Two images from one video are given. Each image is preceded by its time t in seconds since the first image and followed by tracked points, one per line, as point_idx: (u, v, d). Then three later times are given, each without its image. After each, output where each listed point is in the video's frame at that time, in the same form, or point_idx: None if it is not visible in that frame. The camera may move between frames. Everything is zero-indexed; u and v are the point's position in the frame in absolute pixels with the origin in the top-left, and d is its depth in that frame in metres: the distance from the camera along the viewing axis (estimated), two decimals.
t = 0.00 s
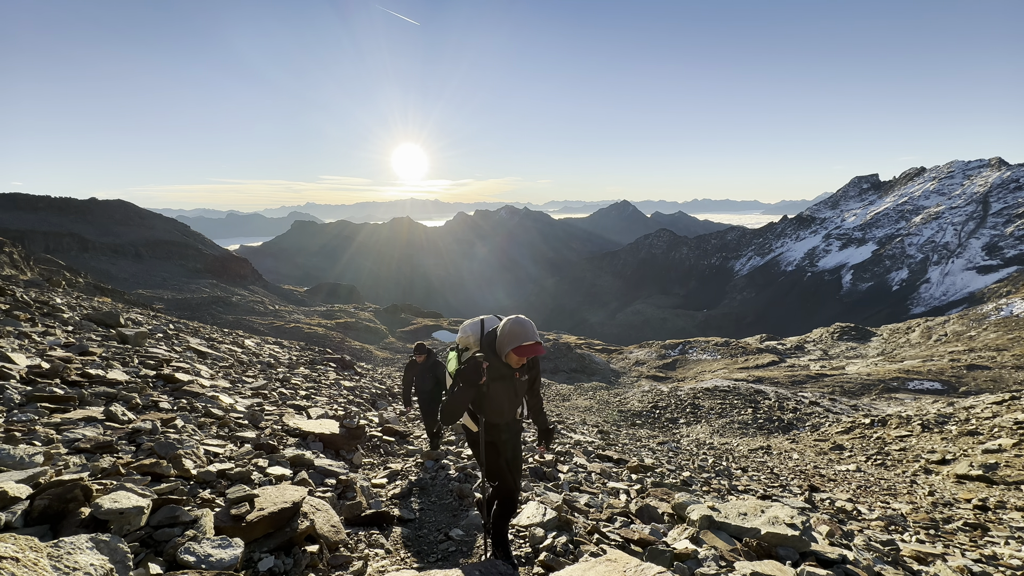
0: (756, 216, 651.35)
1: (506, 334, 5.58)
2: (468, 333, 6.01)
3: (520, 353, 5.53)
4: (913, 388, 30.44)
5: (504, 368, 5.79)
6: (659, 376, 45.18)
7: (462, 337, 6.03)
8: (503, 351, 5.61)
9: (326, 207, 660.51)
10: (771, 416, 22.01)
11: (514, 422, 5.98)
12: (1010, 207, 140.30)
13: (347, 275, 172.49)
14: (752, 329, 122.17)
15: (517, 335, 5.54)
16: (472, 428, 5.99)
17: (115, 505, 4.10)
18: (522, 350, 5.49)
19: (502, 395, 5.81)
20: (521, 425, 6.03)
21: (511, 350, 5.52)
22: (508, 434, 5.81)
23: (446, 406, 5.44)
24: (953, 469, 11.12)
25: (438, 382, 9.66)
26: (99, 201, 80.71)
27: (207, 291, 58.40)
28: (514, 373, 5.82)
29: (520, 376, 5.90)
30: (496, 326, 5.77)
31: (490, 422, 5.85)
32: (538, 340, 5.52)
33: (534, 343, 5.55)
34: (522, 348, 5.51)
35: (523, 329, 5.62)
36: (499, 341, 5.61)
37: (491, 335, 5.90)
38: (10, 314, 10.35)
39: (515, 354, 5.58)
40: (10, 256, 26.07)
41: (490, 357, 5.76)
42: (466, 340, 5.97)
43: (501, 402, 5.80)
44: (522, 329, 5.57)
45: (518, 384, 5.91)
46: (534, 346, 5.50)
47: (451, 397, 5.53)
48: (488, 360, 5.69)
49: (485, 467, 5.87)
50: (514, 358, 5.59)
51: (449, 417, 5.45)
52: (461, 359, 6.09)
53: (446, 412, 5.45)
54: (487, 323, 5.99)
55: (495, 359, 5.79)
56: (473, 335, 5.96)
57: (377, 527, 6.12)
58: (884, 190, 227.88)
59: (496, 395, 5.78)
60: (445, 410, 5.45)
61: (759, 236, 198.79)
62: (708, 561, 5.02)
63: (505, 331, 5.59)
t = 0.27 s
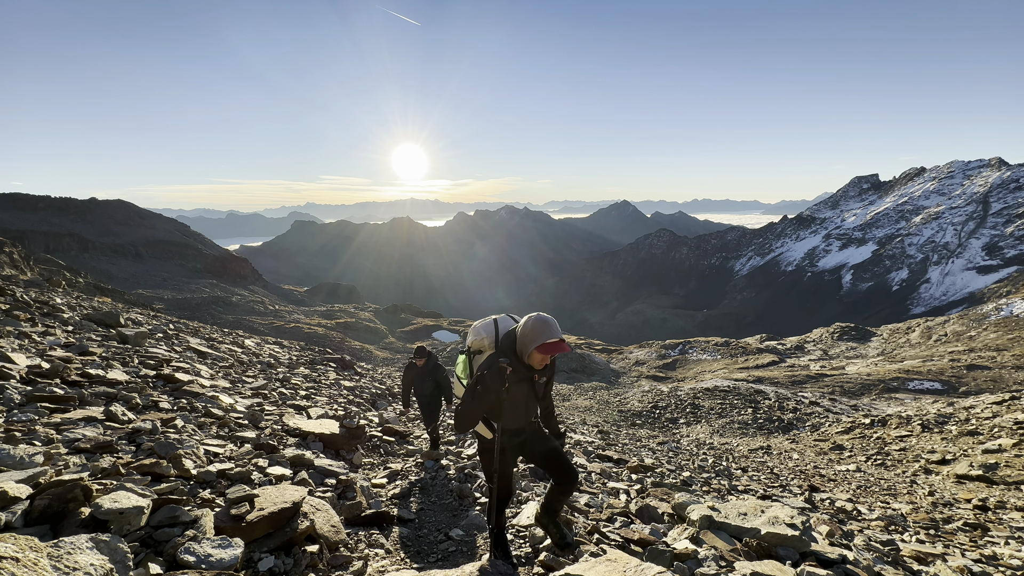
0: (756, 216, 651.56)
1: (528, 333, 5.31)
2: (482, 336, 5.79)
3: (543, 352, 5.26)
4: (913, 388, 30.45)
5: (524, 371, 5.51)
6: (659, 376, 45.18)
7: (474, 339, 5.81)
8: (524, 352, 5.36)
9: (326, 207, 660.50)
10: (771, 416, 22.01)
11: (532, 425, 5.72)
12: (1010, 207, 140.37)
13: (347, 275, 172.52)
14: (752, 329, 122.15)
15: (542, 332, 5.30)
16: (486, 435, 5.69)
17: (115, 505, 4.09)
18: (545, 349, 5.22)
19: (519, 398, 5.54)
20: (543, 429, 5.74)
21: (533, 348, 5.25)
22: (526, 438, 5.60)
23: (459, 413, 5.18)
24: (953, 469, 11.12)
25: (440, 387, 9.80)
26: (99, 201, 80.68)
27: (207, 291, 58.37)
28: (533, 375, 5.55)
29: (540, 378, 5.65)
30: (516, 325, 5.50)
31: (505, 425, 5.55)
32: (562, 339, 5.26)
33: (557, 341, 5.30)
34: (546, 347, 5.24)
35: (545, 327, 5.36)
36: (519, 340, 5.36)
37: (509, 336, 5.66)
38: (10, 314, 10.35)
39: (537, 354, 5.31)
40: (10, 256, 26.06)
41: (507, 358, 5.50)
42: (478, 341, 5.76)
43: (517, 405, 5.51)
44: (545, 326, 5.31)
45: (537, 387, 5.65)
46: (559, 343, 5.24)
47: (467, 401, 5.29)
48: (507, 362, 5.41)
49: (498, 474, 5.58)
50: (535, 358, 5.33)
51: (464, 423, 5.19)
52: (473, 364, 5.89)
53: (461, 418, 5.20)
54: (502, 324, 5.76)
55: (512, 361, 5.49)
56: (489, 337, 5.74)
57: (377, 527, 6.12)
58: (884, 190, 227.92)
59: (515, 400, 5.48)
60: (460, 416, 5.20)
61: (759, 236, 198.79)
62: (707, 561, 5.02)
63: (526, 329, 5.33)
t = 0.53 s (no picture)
0: (756, 216, 651.59)
1: (561, 349, 4.85)
2: (511, 341, 5.33)
3: (576, 373, 4.78)
4: (913, 388, 30.46)
5: (553, 387, 5.03)
6: (659, 376, 45.17)
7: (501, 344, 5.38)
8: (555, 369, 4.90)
9: (326, 207, 660.46)
10: (771, 416, 22.01)
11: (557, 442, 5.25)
12: (1010, 207, 140.40)
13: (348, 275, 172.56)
14: (752, 329, 122.13)
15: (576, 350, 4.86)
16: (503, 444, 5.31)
17: (115, 505, 4.09)
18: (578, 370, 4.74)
19: (545, 415, 5.06)
20: (573, 448, 5.24)
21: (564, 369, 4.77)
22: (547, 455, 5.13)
23: (478, 418, 5.12)
24: (952, 469, 11.13)
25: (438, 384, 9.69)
26: (99, 201, 80.71)
27: (207, 291, 58.39)
28: (563, 393, 5.08)
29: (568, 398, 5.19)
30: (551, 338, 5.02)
31: (527, 439, 5.10)
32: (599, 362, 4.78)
33: (594, 362, 4.80)
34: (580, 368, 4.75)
35: (581, 344, 4.88)
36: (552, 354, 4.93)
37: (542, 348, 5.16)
38: (10, 314, 10.35)
39: (569, 375, 4.84)
40: (10, 256, 26.07)
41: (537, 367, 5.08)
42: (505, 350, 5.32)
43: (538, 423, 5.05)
44: (582, 345, 4.83)
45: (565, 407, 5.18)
46: (596, 364, 4.73)
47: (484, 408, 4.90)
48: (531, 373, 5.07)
49: (510, 485, 5.19)
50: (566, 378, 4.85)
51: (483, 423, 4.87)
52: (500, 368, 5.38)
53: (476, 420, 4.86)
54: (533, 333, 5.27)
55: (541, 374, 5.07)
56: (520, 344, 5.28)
57: (377, 527, 6.13)
58: (884, 190, 227.96)
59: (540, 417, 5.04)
60: (477, 421, 5.16)
61: (759, 236, 198.77)
62: (708, 561, 5.02)
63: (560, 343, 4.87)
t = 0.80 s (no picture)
0: (756, 216, 651.60)
1: (599, 307, 4.59)
2: (549, 303, 5.10)
3: (615, 334, 4.48)
4: (913, 388, 30.46)
5: (590, 354, 4.73)
6: (659, 376, 45.17)
7: (537, 306, 5.14)
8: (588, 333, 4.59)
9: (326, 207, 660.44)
10: (771, 416, 22.00)
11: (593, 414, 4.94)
12: (1010, 207, 140.44)
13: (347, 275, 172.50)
14: (752, 329, 122.16)
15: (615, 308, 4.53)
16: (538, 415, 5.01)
17: (115, 505, 4.09)
18: (617, 331, 4.42)
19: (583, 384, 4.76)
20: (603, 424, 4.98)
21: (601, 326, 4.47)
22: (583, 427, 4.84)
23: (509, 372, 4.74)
24: (953, 469, 11.12)
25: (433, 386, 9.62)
26: (99, 201, 80.66)
27: (207, 291, 58.39)
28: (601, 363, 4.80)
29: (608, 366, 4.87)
30: (588, 297, 4.74)
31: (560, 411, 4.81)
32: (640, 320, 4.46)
33: (635, 321, 4.49)
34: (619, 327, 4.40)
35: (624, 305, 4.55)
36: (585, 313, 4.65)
37: (580, 309, 4.90)
38: (10, 314, 10.35)
39: (608, 336, 4.54)
40: (10, 256, 26.06)
41: (571, 329, 4.80)
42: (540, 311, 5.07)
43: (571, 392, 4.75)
44: (622, 304, 4.52)
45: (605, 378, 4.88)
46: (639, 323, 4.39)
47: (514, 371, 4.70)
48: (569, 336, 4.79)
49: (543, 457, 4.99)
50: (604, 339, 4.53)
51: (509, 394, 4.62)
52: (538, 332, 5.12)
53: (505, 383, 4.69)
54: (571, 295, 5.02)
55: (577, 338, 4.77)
56: (556, 305, 5.03)
57: (377, 527, 6.13)
58: (884, 190, 227.99)
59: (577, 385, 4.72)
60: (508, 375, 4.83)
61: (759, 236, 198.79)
62: (707, 562, 5.02)
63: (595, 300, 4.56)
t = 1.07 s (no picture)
0: (756, 216, 651.55)
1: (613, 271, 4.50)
2: (569, 282, 5.03)
3: (632, 292, 4.37)
4: (913, 388, 30.46)
5: (608, 329, 4.67)
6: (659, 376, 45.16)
7: (559, 286, 5.11)
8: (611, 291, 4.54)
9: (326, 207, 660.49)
10: (771, 416, 22.00)
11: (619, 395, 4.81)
12: (1010, 207, 140.51)
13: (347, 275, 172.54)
14: (752, 330, 122.12)
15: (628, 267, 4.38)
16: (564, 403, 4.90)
17: (115, 505, 4.10)
18: (634, 286, 4.31)
19: (602, 359, 4.71)
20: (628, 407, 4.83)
21: (619, 282, 4.40)
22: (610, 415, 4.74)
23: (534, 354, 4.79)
24: (952, 469, 11.12)
25: (423, 390, 9.45)
26: (98, 201, 80.69)
27: (207, 291, 58.43)
28: (622, 339, 4.70)
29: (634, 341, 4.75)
30: (605, 263, 4.73)
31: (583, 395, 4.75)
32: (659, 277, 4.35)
33: (654, 279, 4.37)
34: (637, 281, 4.33)
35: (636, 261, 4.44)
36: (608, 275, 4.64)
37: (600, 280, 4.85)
38: (10, 314, 10.36)
39: (626, 297, 4.45)
40: (10, 256, 26.07)
41: (590, 300, 4.73)
42: (562, 289, 5.08)
43: (595, 364, 4.70)
44: (640, 262, 4.43)
45: (628, 354, 4.73)
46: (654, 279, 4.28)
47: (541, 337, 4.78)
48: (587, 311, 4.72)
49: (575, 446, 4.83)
50: (624, 297, 4.47)
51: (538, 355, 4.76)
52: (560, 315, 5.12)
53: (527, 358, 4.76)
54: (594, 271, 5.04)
55: (598, 306, 4.71)
56: (576, 284, 4.98)
57: (377, 526, 6.12)
58: (884, 190, 228.03)
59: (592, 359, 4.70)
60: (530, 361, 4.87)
61: (760, 236, 198.81)
62: (708, 561, 5.02)
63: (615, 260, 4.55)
